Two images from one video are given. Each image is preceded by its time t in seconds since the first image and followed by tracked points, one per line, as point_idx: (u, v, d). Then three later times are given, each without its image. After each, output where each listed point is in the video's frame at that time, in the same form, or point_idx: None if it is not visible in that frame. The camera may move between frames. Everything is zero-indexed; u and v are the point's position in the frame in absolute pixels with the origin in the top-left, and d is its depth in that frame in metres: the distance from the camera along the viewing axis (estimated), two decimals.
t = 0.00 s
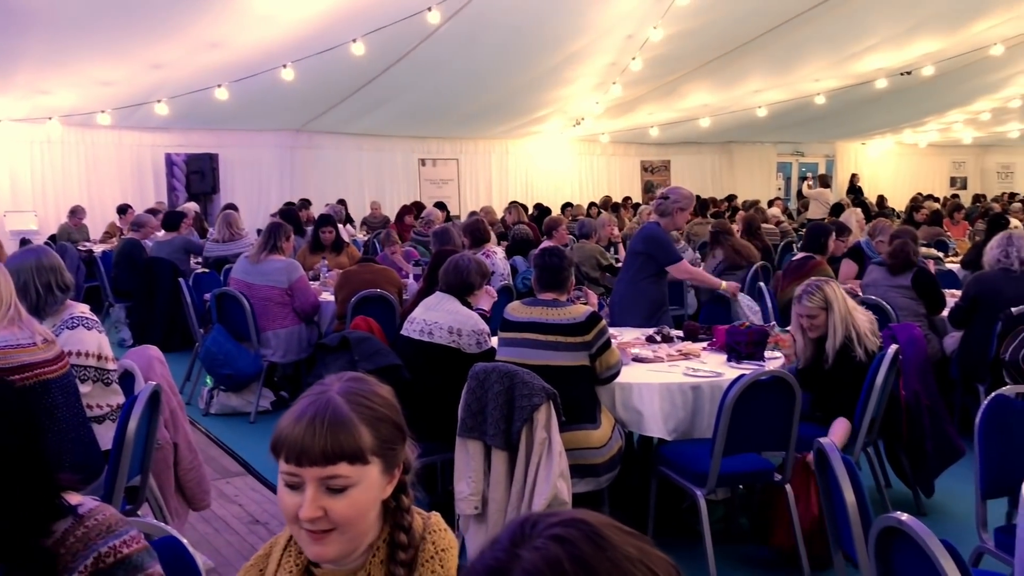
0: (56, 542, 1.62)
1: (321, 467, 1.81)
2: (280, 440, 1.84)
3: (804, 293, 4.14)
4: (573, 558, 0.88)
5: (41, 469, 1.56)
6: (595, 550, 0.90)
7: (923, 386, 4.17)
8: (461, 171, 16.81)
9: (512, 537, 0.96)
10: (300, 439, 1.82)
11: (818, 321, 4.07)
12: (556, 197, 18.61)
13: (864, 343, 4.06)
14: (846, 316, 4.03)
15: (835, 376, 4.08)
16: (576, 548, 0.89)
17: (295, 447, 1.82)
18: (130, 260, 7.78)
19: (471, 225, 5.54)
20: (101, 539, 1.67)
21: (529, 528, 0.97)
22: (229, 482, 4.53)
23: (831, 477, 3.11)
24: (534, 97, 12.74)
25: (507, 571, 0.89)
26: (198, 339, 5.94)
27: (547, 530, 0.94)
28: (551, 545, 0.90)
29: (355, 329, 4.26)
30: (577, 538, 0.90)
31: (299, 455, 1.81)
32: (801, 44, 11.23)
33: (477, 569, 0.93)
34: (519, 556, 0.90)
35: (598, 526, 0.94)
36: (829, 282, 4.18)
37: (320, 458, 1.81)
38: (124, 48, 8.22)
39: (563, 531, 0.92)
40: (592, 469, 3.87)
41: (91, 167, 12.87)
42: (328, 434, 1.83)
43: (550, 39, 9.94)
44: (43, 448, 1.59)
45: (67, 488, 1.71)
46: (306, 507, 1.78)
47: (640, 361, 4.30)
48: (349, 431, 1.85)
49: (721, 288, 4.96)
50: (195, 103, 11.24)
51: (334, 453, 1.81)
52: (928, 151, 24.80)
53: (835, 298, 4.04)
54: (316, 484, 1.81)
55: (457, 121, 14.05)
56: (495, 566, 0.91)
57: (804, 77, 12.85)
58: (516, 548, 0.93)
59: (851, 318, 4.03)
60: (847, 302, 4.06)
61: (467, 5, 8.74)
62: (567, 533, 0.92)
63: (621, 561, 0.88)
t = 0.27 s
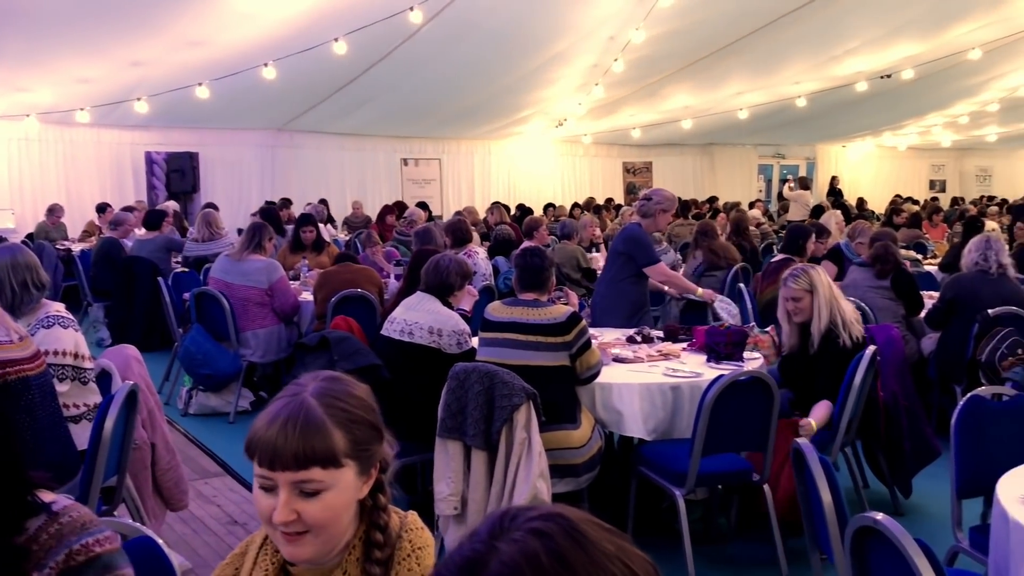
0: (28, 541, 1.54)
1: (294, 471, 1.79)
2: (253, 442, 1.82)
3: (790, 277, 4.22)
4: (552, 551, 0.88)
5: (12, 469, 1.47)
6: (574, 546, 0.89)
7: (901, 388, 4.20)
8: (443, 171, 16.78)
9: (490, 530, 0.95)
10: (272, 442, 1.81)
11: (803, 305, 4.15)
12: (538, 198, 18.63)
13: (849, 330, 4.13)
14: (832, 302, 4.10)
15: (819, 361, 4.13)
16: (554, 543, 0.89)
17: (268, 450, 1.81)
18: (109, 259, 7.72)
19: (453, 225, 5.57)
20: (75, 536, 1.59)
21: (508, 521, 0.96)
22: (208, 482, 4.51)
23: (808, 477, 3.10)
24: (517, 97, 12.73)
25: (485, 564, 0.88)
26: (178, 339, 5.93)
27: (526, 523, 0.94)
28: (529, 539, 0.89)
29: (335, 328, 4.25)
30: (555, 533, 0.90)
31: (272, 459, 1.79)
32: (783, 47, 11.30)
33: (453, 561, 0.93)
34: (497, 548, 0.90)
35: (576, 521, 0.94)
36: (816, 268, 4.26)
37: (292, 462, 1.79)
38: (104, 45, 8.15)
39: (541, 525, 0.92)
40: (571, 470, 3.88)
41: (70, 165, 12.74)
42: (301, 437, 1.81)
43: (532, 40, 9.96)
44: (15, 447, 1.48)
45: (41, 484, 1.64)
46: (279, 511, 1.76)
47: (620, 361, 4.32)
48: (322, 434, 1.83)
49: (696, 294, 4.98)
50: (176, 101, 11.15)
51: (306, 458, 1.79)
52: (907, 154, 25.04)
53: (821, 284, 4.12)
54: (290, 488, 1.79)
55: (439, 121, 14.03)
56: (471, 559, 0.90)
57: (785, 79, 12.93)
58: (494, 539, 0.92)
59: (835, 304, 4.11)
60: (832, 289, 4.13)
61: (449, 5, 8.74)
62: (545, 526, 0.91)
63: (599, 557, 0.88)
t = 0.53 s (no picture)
0: None
1: (271, 480, 1.77)
2: (227, 454, 1.80)
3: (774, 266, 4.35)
4: (529, 547, 0.88)
5: None
6: (552, 543, 0.89)
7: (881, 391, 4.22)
8: (426, 174, 16.76)
9: (470, 525, 0.95)
10: (246, 453, 1.78)
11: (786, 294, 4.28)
12: (521, 202, 18.65)
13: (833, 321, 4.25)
14: (815, 292, 4.23)
15: (801, 350, 4.26)
16: (532, 539, 0.89)
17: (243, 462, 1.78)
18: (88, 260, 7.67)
19: (436, 228, 5.59)
20: (41, 536, 1.54)
21: (486, 517, 0.96)
22: (186, 484, 4.49)
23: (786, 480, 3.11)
24: (500, 100, 12.73)
25: (462, 560, 0.88)
26: (156, 341, 5.89)
27: (504, 519, 0.93)
28: (507, 535, 0.89)
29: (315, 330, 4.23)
30: (534, 530, 0.90)
31: (247, 471, 1.76)
32: (766, 53, 11.38)
33: (431, 556, 0.92)
34: (476, 543, 0.90)
35: (554, 519, 0.94)
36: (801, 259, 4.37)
37: (268, 471, 1.77)
38: (85, 44, 8.09)
39: (520, 521, 0.92)
40: (552, 472, 3.87)
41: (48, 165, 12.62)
42: (276, 446, 1.79)
43: (514, 43, 9.97)
44: None
45: (12, 483, 1.59)
46: (261, 521, 1.75)
47: (601, 364, 4.33)
48: (295, 441, 1.81)
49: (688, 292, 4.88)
50: (157, 101, 11.08)
51: (283, 465, 1.77)
52: (887, 160, 25.27)
53: (808, 273, 4.23)
54: (270, 497, 1.77)
55: (422, 124, 14.01)
56: (449, 555, 0.90)
57: (767, 85, 13.02)
58: (473, 535, 0.92)
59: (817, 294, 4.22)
60: (815, 280, 4.24)
61: (433, 7, 8.72)
62: (523, 523, 0.91)
63: (576, 555, 0.88)
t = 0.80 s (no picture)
0: None
1: (252, 489, 1.77)
2: (207, 464, 1.79)
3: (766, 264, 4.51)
4: (506, 553, 0.88)
5: None
6: (530, 549, 0.90)
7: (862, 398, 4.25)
8: (412, 179, 16.77)
9: (447, 533, 0.96)
10: (226, 463, 1.77)
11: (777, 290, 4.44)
12: (507, 207, 18.70)
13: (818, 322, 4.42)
14: (803, 292, 4.39)
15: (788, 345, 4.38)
16: (510, 545, 0.89)
17: (223, 473, 1.78)
18: (72, 265, 7.65)
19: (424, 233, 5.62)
20: (22, 541, 1.42)
21: (465, 524, 0.97)
22: (169, 491, 4.47)
23: (769, 484, 3.11)
24: (486, 106, 12.75)
25: (440, 567, 0.88)
26: (140, 346, 5.86)
27: (483, 526, 0.94)
28: (485, 541, 0.90)
29: (300, 336, 4.22)
30: (511, 536, 0.91)
31: (228, 481, 1.76)
32: (750, 60, 11.46)
33: (410, 563, 0.93)
34: (453, 550, 0.90)
35: (532, 525, 0.94)
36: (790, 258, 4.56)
37: (249, 481, 1.76)
38: (69, 49, 8.07)
39: (499, 528, 0.92)
40: (537, 478, 3.88)
41: (32, 169, 12.55)
42: (255, 454, 1.78)
43: (499, 49, 10.01)
44: None
45: None
46: (244, 531, 1.74)
47: (586, 369, 4.35)
48: (275, 449, 1.81)
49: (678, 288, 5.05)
50: (142, 106, 11.05)
51: (264, 474, 1.77)
52: (871, 166, 25.48)
53: (800, 273, 4.38)
54: (252, 507, 1.77)
55: (408, 129, 14.02)
56: (428, 562, 0.90)
57: (751, 92, 13.11)
58: (452, 542, 0.93)
59: (806, 292, 4.39)
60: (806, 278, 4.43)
61: (418, 13, 8.75)
62: (502, 529, 0.92)
63: (555, 560, 0.89)
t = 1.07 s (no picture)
0: None
1: (235, 498, 1.76)
2: (190, 472, 1.79)
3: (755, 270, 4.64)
4: (492, 563, 0.91)
5: None
6: (515, 559, 0.92)
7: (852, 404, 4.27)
8: (402, 186, 16.77)
9: (433, 541, 0.98)
10: (210, 471, 1.77)
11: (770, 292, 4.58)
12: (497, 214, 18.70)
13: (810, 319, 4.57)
14: (793, 289, 4.57)
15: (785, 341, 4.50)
16: (495, 555, 0.92)
17: (206, 480, 1.77)
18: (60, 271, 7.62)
19: (416, 240, 5.64)
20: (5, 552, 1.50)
21: (451, 533, 0.99)
22: (157, 499, 4.45)
23: (756, 491, 3.12)
24: (476, 113, 12.77)
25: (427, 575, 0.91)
26: (128, 354, 5.83)
27: (468, 535, 0.97)
28: (470, 551, 0.93)
29: (289, 343, 4.21)
30: (497, 545, 0.93)
31: (211, 489, 1.75)
32: (740, 67, 11.52)
33: (396, 571, 0.95)
34: (438, 559, 0.93)
35: (518, 534, 0.97)
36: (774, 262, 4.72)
37: (232, 490, 1.76)
38: (60, 54, 8.06)
39: (484, 537, 0.95)
40: (526, 485, 3.88)
41: (19, 175, 12.48)
42: (238, 463, 1.78)
43: (489, 57, 10.04)
44: None
45: None
46: (228, 539, 1.74)
47: (575, 376, 4.36)
48: (258, 458, 1.80)
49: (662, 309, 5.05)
50: (131, 112, 11.02)
51: (247, 482, 1.76)
52: (859, 173, 25.60)
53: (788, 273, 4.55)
54: (235, 515, 1.76)
55: (398, 136, 14.02)
56: (414, 569, 0.93)
57: (740, 99, 13.18)
58: (437, 551, 0.95)
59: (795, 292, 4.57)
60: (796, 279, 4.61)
61: (409, 21, 8.77)
62: (487, 538, 0.95)
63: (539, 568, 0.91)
